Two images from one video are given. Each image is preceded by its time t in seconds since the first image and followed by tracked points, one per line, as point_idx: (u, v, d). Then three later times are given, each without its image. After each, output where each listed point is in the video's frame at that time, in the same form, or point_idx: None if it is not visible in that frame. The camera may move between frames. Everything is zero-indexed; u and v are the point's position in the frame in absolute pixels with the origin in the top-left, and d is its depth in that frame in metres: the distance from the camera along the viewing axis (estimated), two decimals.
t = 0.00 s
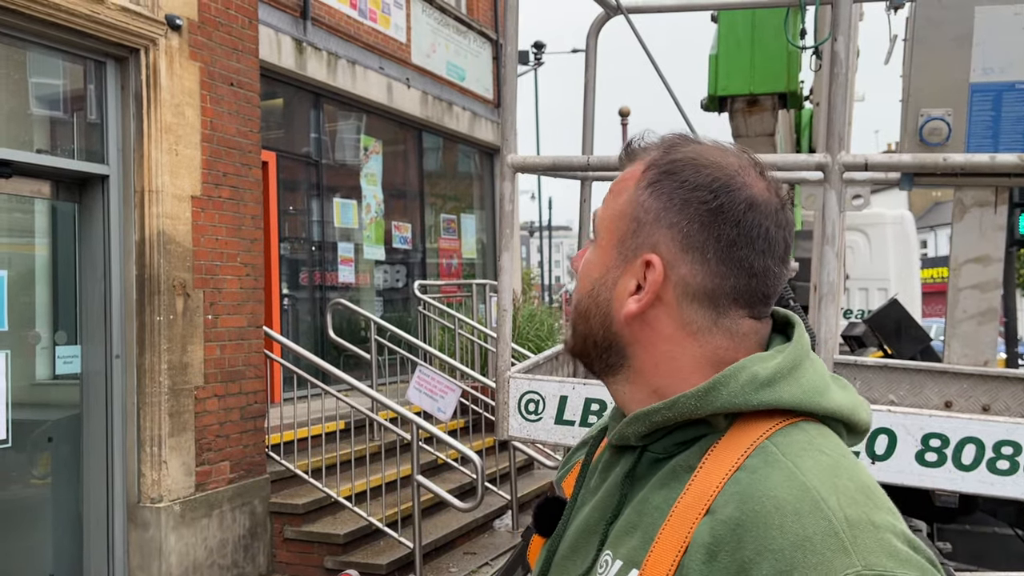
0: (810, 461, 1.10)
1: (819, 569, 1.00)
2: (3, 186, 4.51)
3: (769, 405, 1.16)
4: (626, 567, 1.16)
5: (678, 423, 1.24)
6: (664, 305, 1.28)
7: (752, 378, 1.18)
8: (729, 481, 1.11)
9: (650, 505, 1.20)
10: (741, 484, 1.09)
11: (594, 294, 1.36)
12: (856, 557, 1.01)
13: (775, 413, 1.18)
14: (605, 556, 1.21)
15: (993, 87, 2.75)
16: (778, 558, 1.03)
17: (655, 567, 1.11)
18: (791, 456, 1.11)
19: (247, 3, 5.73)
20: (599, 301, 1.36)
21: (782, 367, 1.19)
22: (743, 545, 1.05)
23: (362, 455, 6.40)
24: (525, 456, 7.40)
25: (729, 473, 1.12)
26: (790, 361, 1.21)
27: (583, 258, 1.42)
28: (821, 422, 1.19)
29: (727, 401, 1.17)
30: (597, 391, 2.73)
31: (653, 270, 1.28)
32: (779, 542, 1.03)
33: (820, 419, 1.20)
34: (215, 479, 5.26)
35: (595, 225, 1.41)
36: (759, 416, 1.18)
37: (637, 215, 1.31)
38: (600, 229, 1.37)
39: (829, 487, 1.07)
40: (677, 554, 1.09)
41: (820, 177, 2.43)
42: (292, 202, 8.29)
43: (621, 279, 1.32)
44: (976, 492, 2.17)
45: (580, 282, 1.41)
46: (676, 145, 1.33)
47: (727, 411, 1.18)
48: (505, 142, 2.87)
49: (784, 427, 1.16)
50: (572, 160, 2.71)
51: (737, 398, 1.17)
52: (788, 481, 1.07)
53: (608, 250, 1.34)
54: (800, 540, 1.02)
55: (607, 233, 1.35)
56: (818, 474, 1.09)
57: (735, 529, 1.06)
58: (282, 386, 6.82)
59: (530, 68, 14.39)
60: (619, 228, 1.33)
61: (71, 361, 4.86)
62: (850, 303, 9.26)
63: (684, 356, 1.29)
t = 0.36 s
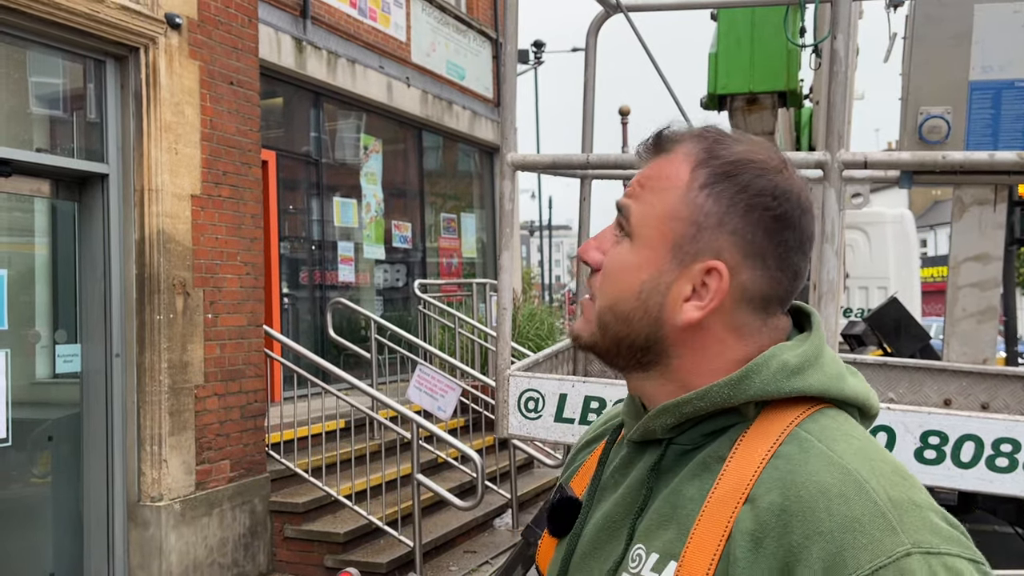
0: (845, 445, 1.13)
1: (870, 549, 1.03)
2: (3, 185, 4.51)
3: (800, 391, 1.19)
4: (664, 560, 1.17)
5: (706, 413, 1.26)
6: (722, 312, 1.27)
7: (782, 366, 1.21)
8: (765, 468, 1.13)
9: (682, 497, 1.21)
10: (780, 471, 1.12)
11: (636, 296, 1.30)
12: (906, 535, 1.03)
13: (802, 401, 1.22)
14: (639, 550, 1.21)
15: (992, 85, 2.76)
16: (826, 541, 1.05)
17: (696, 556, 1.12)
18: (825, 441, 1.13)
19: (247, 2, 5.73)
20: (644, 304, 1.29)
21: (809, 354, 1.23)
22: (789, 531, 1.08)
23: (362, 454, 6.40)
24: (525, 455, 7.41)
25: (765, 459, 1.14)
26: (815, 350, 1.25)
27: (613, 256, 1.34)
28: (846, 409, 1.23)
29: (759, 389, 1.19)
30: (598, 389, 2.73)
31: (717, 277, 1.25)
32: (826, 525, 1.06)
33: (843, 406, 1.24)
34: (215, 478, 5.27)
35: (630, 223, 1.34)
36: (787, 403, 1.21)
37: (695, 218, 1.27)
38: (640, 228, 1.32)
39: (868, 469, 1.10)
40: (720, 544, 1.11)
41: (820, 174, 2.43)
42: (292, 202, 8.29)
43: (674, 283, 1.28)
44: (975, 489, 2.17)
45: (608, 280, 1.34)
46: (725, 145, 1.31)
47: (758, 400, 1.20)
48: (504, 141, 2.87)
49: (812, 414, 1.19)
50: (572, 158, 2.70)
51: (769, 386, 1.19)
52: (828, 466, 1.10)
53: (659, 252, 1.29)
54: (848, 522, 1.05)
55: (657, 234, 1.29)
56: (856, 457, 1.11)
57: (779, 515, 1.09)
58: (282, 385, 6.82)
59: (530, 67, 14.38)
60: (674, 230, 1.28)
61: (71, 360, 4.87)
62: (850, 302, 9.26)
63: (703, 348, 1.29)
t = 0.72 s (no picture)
0: (868, 439, 1.16)
1: (908, 534, 1.04)
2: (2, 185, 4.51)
3: (818, 386, 1.23)
4: (688, 554, 1.17)
5: (725, 409, 1.27)
6: (762, 317, 1.31)
7: (802, 361, 1.25)
8: (791, 460, 1.15)
9: (703, 492, 1.21)
10: (809, 462, 1.13)
11: (679, 301, 1.29)
12: (941, 520, 1.05)
13: (815, 396, 1.25)
14: (658, 546, 1.21)
15: (991, 84, 2.77)
16: (866, 528, 1.06)
17: (724, 548, 1.12)
18: (848, 435, 1.16)
19: (247, 2, 5.73)
20: (688, 308, 1.29)
21: (824, 351, 1.28)
22: (826, 520, 1.09)
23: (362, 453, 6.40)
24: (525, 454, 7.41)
25: (790, 452, 1.16)
26: (826, 348, 1.29)
27: (647, 257, 1.32)
28: (854, 406, 1.27)
29: (782, 383, 1.22)
30: (597, 387, 2.72)
31: (764, 282, 1.28)
32: (864, 511, 1.07)
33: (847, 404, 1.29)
34: (214, 477, 5.27)
35: (668, 224, 1.32)
36: (801, 399, 1.25)
37: (745, 225, 1.28)
38: (683, 230, 1.31)
39: (894, 460, 1.12)
40: (750, 536, 1.11)
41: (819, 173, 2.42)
42: (292, 201, 8.29)
43: (719, 288, 1.29)
44: (974, 487, 2.17)
45: (643, 282, 1.32)
46: (765, 151, 1.34)
47: (780, 394, 1.23)
48: (503, 139, 2.87)
49: (827, 409, 1.23)
50: (570, 157, 2.70)
51: (790, 380, 1.23)
52: (855, 457, 1.12)
53: (704, 256, 1.29)
54: (884, 509, 1.06)
55: (704, 237, 1.29)
56: (880, 449, 1.14)
57: (813, 506, 1.10)
58: (282, 383, 6.82)
59: (529, 66, 14.37)
60: (722, 235, 1.28)
61: (70, 359, 4.87)
62: (848, 301, 9.25)
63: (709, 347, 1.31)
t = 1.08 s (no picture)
0: (861, 434, 1.17)
1: (898, 527, 1.05)
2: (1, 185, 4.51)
3: (815, 383, 1.24)
4: (686, 549, 1.17)
5: (725, 406, 1.28)
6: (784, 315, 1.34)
7: (800, 358, 1.26)
8: (786, 455, 1.16)
9: (702, 487, 1.21)
10: (802, 457, 1.14)
11: (726, 308, 1.26)
12: (930, 514, 1.06)
13: (812, 393, 1.27)
14: (657, 541, 1.21)
15: (988, 84, 2.76)
16: (856, 521, 1.07)
17: (722, 543, 1.13)
18: (842, 430, 1.17)
19: (245, 2, 5.73)
20: (735, 314, 1.27)
21: (822, 348, 1.29)
22: (818, 513, 1.09)
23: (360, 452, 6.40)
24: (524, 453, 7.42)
25: (786, 447, 1.17)
26: (823, 345, 1.30)
27: (686, 268, 1.26)
28: (851, 403, 1.29)
29: (781, 380, 1.23)
30: (595, 387, 2.72)
31: (791, 277, 1.32)
32: (854, 504, 1.08)
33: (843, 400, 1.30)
34: (213, 476, 5.27)
35: (705, 233, 1.28)
36: (797, 396, 1.26)
37: (778, 226, 1.31)
38: (723, 237, 1.27)
39: (886, 454, 1.13)
40: (746, 529, 1.12)
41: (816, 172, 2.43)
42: (290, 200, 8.29)
43: (759, 291, 1.29)
44: (971, 486, 2.18)
45: (693, 293, 1.26)
46: (763, 153, 1.37)
47: (779, 391, 1.23)
48: (501, 139, 2.87)
49: (822, 406, 1.24)
50: (568, 156, 2.70)
51: (789, 376, 1.23)
52: (848, 452, 1.13)
53: (747, 261, 1.28)
54: (875, 502, 1.07)
55: (746, 242, 1.28)
56: (873, 444, 1.15)
57: (806, 499, 1.11)
58: (281, 383, 6.81)
59: (528, 65, 14.37)
60: (761, 238, 1.29)
61: (70, 359, 4.87)
62: (847, 300, 9.26)
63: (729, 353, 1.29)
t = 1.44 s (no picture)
0: (852, 422, 1.20)
1: (909, 509, 1.07)
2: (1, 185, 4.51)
3: (804, 377, 1.26)
4: (690, 546, 1.17)
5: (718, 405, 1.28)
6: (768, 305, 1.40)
7: (787, 354, 1.28)
8: (784, 447, 1.17)
9: (700, 485, 1.21)
10: (802, 447, 1.15)
11: (738, 305, 1.30)
12: (932, 493, 1.09)
13: (797, 388, 1.29)
14: (660, 541, 1.21)
15: (986, 83, 2.73)
16: (868, 507, 1.08)
17: (727, 540, 1.13)
18: (834, 419, 1.19)
19: (244, 2, 5.73)
20: (744, 309, 1.31)
21: (806, 343, 1.31)
22: (829, 503, 1.10)
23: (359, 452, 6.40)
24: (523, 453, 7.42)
25: (780, 440, 1.18)
26: (804, 340, 1.33)
27: (700, 275, 1.28)
28: (833, 396, 1.32)
29: (772, 376, 1.24)
30: (593, 387, 2.73)
31: (774, 267, 1.39)
32: (864, 490, 1.09)
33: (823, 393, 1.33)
34: (212, 476, 5.27)
35: (713, 236, 1.29)
36: (785, 391, 1.27)
37: (762, 217, 1.36)
38: (730, 237, 1.30)
39: (879, 438, 1.16)
40: (752, 523, 1.12)
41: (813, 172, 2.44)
42: (290, 200, 8.29)
43: (756, 284, 1.33)
44: (968, 486, 2.18)
45: (710, 295, 1.27)
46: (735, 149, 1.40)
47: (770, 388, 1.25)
48: (500, 139, 2.87)
49: (811, 399, 1.26)
50: (567, 156, 2.70)
51: (780, 372, 1.25)
52: (846, 439, 1.15)
53: (747, 257, 1.31)
54: (882, 487, 1.09)
55: (746, 238, 1.32)
56: (864, 430, 1.18)
57: (813, 489, 1.11)
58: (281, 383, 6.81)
59: (527, 64, 14.36)
60: (753, 231, 1.33)
61: (69, 359, 4.87)
62: (847, 300, 9.28)
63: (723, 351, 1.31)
